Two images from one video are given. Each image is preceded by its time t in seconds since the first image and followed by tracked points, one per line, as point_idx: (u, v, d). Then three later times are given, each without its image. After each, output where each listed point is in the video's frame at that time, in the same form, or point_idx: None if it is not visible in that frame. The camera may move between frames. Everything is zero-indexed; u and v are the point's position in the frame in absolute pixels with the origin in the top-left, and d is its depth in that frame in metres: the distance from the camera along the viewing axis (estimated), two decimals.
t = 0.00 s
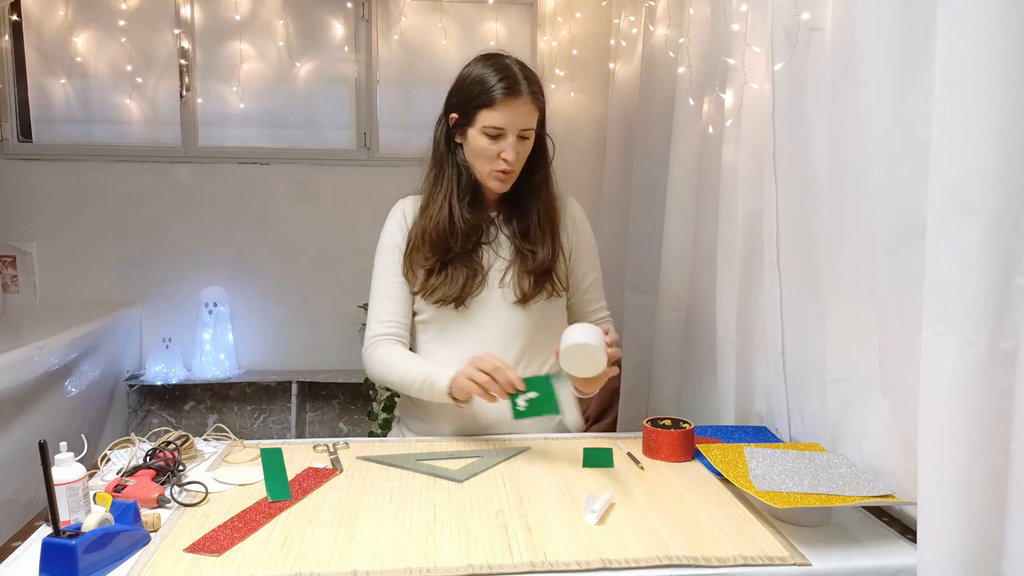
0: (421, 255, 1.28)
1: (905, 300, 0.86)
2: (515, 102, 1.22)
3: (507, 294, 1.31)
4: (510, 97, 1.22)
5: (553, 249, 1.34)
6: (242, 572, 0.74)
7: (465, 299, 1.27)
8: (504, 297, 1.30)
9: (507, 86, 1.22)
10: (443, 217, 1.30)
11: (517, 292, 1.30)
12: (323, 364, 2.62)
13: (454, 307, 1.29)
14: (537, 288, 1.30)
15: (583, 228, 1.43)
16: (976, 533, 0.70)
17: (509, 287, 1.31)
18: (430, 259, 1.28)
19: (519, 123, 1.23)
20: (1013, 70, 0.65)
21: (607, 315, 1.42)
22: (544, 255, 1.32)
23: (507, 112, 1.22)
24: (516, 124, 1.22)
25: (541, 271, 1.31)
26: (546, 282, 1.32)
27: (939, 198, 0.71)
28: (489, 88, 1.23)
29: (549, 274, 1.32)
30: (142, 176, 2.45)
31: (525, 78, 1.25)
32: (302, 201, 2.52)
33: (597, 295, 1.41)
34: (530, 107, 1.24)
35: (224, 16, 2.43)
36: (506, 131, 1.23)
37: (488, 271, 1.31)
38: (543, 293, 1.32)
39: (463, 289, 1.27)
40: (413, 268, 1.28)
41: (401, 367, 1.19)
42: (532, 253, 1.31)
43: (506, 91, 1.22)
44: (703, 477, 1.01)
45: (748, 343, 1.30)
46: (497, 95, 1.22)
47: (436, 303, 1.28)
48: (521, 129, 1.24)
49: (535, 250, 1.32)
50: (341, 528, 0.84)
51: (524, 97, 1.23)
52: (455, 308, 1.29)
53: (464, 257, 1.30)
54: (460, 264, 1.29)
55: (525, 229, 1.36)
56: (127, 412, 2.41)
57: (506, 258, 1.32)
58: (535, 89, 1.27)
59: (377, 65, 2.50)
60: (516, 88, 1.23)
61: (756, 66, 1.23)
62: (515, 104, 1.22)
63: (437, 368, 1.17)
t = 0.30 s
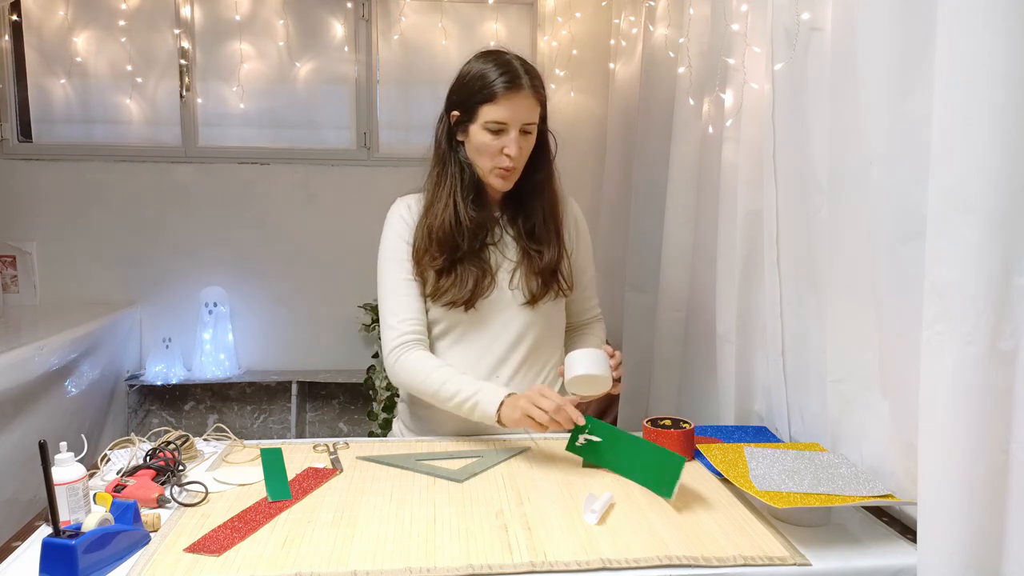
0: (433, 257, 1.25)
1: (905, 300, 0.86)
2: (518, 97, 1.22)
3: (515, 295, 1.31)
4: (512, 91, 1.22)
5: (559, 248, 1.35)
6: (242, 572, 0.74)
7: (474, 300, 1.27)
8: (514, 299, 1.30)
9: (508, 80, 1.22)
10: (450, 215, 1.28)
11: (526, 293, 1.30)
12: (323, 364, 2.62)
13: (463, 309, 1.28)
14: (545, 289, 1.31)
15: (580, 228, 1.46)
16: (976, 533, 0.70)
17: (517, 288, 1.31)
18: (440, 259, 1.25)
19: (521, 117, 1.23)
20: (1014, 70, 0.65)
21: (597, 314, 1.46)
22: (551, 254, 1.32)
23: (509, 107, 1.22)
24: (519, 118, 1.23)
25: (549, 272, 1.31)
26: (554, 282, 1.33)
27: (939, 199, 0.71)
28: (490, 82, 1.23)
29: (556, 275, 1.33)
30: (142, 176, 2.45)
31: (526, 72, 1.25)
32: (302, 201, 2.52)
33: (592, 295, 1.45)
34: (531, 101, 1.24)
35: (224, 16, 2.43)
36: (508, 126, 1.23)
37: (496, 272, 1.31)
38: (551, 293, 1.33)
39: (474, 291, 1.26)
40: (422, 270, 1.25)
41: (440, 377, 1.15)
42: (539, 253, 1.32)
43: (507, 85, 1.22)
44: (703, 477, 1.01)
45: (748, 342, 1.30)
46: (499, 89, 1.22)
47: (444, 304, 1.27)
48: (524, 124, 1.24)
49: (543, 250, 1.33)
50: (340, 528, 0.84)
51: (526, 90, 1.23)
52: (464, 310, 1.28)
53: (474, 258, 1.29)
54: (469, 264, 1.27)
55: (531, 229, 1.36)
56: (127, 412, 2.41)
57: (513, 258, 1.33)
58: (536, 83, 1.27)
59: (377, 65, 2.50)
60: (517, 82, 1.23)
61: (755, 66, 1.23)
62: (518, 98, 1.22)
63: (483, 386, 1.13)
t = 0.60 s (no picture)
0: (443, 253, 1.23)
1: (905, 300, 0.86)
2: (502, 90, 1.22)
3: (519, 296, 1.31)
4: (496, 84, 1.22)
5: (559, 246, 1.35)
6: (242, 572, 0.74)
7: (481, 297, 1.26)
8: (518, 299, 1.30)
9: (493, 74, 1.22)
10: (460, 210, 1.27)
11: (529, 292, 1.30)
12: (323, 364, 2.62)
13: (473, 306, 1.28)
14: (548, 287, 1.30)
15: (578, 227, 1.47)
16: (976, 533, 0.70)
17: (521, 287, 1.31)
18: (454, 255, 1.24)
19: (508, 110, 1.22)
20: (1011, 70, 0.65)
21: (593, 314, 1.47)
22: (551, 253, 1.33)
23: (494, 101, 1.21)
24: (505, 111, 1.22)
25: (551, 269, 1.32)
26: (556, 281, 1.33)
27: (939, 199, 0.71)
28: (475, 77, 1.23)
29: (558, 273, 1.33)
30: (142, 176, 2.45)
31: (513, 64, 1.25)
32: (302, 201, 2.52)
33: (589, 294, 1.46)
34: (518, 93, 1.24)
35: (224, 16, 2.43)
36: (494, 120, 1.23)
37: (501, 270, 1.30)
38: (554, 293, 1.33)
39: (481, 289, 1.26)
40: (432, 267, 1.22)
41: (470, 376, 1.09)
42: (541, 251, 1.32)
43: (493, 80, 1.22)
44: (703, 477, 1.01)
45: (748, 342, 1.30)
46: (484, 83, 1.22)
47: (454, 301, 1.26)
48: (511, 118, 1.23)
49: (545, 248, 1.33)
50: (340, 528, 0.84)
51: (512, 82, 1.22)
52: (473, 308, 1.29)
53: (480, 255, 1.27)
54: (482, 260, 1.27)
55: (531, 226, 1.36)
56: (127, 412, 2.41)
57: (514, 258, 1.32)
58: (524, 75, 1.26)
59: (377, 65, 2.50)
60: (502, 75, 1.23)
61: (756, 66, 1.23)
62: (503, 91, 1.22)
63: (514, 409, 1.05)
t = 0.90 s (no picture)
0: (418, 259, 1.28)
1: (905, 300, 0.86)
2: (454, 104, 1.19)
3: (508, 305, 1.31)
4: (451, 98, 1.19)
5: (552, 256, 1.33)
6: (242, 572, 0.74)
7: (465, 303, 1.28)
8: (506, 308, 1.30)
9: (452, 86, 1.20)
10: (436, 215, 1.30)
11: (521, 303, 1.30)
12: (323, 364, 2.61)
13: (458, 309, 1.29)
14: (540, 298, 1.30)
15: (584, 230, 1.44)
16: (977, 533, 0.70)
17: (511, 296, 1.31)
18: (422, 259, 1.28)
19: (461, 125, 1.19)
20: (1011, 70, 0.65)
21: (602, 320, 1.45)
22: (543, 262, 1.31)
23: (450, 115, 1.20)
24: (461, 125, 1.19)
25: (539, 276, 1.30)
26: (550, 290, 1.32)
27: (939, 199, 0.71)
28: (439, 89, 1.22)
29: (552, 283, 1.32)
30: (142, 176, 2.45)
31: (478, 74, 1.21)
32: (302, 201, 2.52)
33: (596, 299, 1.44)
34: (474, 107, 1.20)
35: (224, 16, 2.43)
36: (452, 134, 1.21)
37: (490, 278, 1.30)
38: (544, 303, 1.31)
39: (465, 295, 1.27)
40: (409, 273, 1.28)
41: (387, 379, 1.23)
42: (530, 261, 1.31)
43: (451, 92, 1.19)
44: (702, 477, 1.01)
45: (748, 343, 1.30)
46: (443, 96, 1.20)
47: (435, 303, 1.29)
48: (471, 131, 1.20)
49: (538, 257, 1.31)
50: (340, 528, 0.84)
51: (467, 96, 1.19)
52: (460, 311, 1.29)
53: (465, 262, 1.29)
54: (463, 265, 1.28)
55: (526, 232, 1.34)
56: (127, 412, 2.42)
57: (509, 261, 1.32)
58: (489, 85, 1.22)
59: (377, 65, 2.50)
60: (459, 88, 1.19)
61: (756, 66, 1.23)
62: (456, 105, 1.19)
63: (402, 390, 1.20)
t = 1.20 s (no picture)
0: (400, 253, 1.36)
1: (905, 299, 0.86)
2: (421, 121, 1.19)
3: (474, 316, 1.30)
4: (418, 113, 1.19)
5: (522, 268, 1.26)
6: (242, 572, 0.74)
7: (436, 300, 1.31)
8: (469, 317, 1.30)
9: (421, 102, 1.20)
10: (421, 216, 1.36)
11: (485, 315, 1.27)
12: (323, 364, 2.61)
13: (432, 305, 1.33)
14: (502, 314, 1.25)
15: (582, 229, 1.30)
16: (977, 534, 0.70)
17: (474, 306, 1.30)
18: (403, 257, 1.35)
19: (428, 140, 1.20)
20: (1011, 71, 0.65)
21: (607, 329, 1.31)
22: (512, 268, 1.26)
23: (417, 130, 1.20)
24: (427, 141, 1.20)
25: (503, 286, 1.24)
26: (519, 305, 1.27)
27: (939, 199, 0.71)
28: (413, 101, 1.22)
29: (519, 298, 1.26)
30: (142, 176, 2.45)
31: (446, 90, 1.19)
32: (303, 201, 2.52)
33: (597, 306, 1.31)
34: (440, 124, 1.19)
35: (224, 16, 2.43)
36: (423, 147, 1.22)
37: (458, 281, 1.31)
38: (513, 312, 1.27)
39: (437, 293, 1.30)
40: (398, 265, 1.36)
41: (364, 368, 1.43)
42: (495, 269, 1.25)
43: (420, 108, 1.19)
44: (703, 477, 1.01)
45: (748, 343, 1.30)
46: (414, 111, 1.20)
47: (415, 299, 1.34)
48: (438, 146, 1.21)
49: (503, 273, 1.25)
50: (340, 528, 0.84)
51: (432, 112, 1.18)
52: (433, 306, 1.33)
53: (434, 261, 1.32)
54: (433, 264, 1.31)
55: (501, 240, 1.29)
56: (127, 412, 2.42)
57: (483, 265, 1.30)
58: (458, 101, 1.20)
59: (377, 65, 2.50)
60: (426, 104, 1.19)
61: (755, 67, 1.23)
62: (422, 122, 1.19)
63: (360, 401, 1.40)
